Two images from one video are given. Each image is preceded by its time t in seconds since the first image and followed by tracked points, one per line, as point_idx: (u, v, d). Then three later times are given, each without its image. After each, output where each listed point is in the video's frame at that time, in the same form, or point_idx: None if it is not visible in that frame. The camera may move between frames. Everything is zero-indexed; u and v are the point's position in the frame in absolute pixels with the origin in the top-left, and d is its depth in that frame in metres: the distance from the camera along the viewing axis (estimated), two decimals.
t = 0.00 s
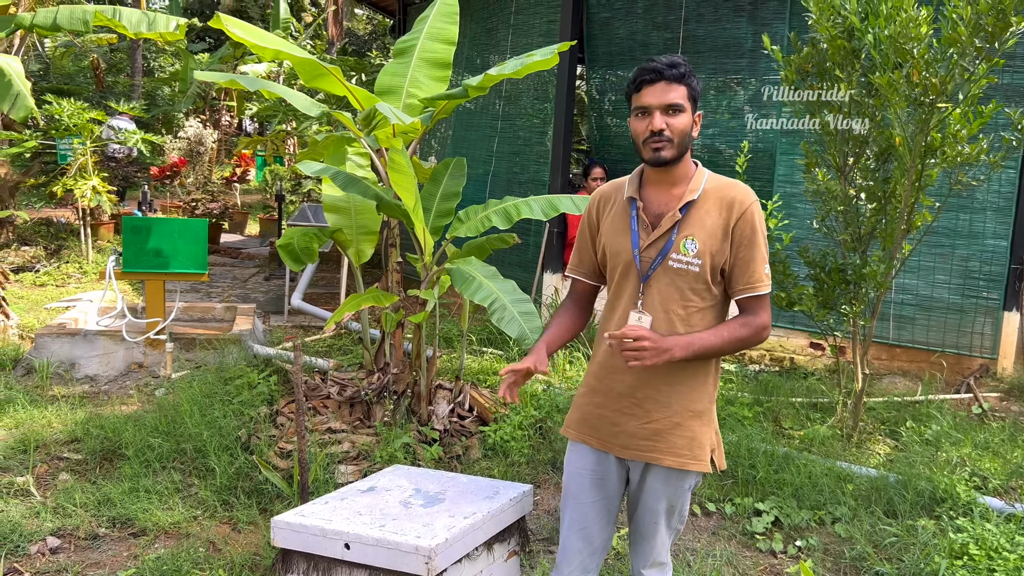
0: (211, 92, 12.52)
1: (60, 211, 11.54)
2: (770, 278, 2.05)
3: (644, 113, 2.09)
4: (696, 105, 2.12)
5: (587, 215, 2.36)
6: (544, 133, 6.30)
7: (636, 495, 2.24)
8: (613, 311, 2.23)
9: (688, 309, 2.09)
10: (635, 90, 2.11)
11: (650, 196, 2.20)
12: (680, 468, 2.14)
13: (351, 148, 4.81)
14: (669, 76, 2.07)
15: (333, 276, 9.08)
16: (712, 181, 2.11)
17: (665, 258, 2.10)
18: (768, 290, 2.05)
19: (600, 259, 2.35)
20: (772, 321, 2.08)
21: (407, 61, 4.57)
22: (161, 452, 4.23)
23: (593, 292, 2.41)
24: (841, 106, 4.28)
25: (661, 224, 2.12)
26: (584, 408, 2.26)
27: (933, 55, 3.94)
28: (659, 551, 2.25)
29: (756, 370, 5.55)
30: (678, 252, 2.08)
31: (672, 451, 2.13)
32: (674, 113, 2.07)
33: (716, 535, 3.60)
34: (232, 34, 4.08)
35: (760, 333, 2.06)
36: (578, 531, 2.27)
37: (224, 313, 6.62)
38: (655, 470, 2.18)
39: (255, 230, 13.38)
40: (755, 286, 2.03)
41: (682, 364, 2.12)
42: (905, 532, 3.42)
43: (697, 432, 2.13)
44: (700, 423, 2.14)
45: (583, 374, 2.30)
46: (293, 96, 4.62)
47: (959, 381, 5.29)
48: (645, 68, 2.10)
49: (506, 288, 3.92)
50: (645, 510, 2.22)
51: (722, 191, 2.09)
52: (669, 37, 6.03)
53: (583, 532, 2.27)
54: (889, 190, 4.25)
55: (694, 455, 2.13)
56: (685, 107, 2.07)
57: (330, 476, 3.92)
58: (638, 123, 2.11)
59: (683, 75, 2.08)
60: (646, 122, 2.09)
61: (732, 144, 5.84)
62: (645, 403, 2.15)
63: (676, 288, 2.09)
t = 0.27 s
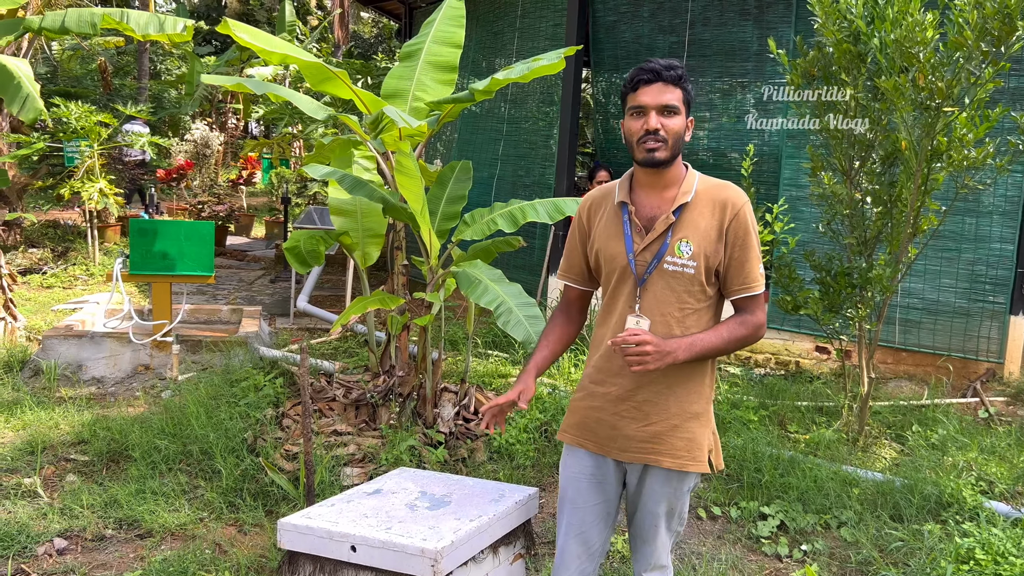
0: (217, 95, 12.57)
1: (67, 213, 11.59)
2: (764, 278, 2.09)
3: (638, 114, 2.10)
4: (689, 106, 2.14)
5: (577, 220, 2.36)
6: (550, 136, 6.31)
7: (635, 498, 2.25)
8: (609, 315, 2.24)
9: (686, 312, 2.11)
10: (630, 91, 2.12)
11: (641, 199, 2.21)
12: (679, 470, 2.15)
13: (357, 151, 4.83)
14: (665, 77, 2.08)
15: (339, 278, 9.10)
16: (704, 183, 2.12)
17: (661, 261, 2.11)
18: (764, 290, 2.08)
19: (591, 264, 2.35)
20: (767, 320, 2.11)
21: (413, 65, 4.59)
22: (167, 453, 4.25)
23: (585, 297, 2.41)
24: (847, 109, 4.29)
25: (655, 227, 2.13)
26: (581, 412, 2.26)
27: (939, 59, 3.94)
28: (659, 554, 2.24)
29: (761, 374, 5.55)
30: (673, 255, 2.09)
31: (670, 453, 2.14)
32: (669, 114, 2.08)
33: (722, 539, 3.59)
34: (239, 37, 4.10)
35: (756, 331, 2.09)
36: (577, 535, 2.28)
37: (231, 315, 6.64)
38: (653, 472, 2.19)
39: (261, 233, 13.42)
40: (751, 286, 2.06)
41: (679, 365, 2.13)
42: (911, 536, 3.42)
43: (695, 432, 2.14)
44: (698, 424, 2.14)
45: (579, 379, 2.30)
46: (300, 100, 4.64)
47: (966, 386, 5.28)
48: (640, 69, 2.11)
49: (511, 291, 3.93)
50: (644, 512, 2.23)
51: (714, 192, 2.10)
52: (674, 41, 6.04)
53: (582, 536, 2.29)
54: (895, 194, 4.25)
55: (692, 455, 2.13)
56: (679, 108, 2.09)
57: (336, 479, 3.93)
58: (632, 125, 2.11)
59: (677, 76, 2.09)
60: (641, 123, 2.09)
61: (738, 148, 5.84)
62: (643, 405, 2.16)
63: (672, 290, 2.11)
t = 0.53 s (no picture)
0: (223, 96, 12.60)
1: (73, 213, 11.63)
2: (752, 278, 2.13)
3: (631, 113, 2.12)
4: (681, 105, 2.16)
5: (568, 218, 2.38)
6: (554, 137, 6.31)
7: (627, 498, 2.26)
8: (599, 313, 2.26)
9: (676, 310, 2.14)
10: (623, 90, 2.14)
11: (633, 197, 2.23)
12: (671, 470, 2.16)
13: (362, 151, 4.84)
14: (657, 76, 2.10)
15: (344, 279, 9.11)
16: (695, 183, 2.15)
17: (652, 260, 2.14)
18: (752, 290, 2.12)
19: (581, 262, 2.37)
20: (755, 319, 2.15)
21: (418, 66, 4.60)
22: (172, 453, 4.26)
23: (578, 297, 2.42)
24: (853, 111, 4.28)
25: (646, 226, 2.15)
26: (571, 411, 2.27)
27: (946, 60, 3.93)
28: (653, 554, 2.25)
29: (766, 376, 5.54)
30: (665, 254, 2.12)
31: (662, 453, 2.15)
32: (662, 113, 2.11)
33: (726, 540, 3.59)
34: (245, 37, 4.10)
35: (744, 331, 2.13)
36: (570, 535, 2.29)
37: (236, 315, 6.65)
38: (645, 472, 2.20)
39: (266, 233, 13.44)
40: (739, 285, 2.10)
41: (669, 365, 2.14)
42: (915, 538, 3.41)
43: (685, 432, 2.15)
44: (688, 423, 2.16)
45: (569, 379, 2.31)
46: (305, 100, 4.65)
47: (971, 388, 5.27)
48: (634, 67, 2.13)
49: (515, 292, 3.93)
50: (637, 513, 2.24)
51: (705, 192, 2.13)
52: (679, 41, 6.04)
53: (575, 537, 2.29)
54: (900, 195, 4.24)
55: (684, 455, 2.15)
56: (671, 107, 2.11)
57: (340, 478, 3.93)
58: (624, 123, 2.13)
59: (670, 75, 2.12)
60: (633, 121, 2.12)
61: (743, 149, 5.84)
62: (634, 405, 2.17)
63: (662, 289, 2.14)
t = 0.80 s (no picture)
0: (226, 94, 12.61)
1: (77, 211, 11.66)
2: (746, 278, 2.15)
3: (631, 109, 2.12)
4: (680, 104, 2.17)
5: (561, 213, 2.35)
6: (558, 136, 6.31)
7: (623, 498, 2.26)
8: (594, 310, 2.25)
9: (672, 309, 2.15)
10: (623, 86, 2.14)
11: (629, 195, 2.22)
12: (667, 468, 2.16)
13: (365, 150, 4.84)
14: (658, 73, 2.11)
15: (347, 277, 9.12)
16: (692, 182, 2.16)
17: (650, 258, 2.15)
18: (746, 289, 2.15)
19: (573, 258, 2.34)
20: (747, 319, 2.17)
21: (421, 64, 4.60)
22: (175, 450, 4.26)
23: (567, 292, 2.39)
24: (857, 109, 4.27)
25: (645, 223, 2.15)
26: (565, 410, 2.27)
27: (950, 59, 3.92)
28: (650, 553, 2.26)
29: (769, 375, 5.53)
30: (662, 251, 2.13)
31: (658, 451, 2.15)
32: (661, 111, 2.11)
33: (728, 539, 3.58)
34: (248, 35, 4.10)
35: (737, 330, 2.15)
36: (568, 535, 2.28)
37: (239, 313, 6.65)
38: (641, 471, 2.19)
39: (269, 231, 13.46)
40: (733, 285, 2.12)
41: (664, 363, 2.15)
42: (918, 538, 3.40)
43: (680, 431, 2.16)
44: (683, 422, 2.17)
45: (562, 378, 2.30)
46: (308, 98, 4.64)
47: (975, 388, 5.26)
48: (634, 63, 2.13)
49: (518, 290, 3.93)
50: (633, 513, 2.24)
51: (702, 191, 2.15)
52: (683, 40, 6.03)
53: (572, 536, 2.29)
54: (905, 195, 4.22)
55: (679, 454, 2.16)
56: (671, 105, 2.12)
57: (343, 476, 3.93)
58: (624, 120, 2.13)
59: (669, 73, 2.12)
60: (633, 118, 2.12)
61: (747, 148, 5.83)
62: (629, 404, 2.17)
63: (659, 286, 2.15)
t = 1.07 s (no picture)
0: (229, 92, 12.62)
1: (80, 209, 11.68)
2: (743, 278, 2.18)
3: (634, 105, 2.12)
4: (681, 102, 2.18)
5: (557, 207, 2.31)
6: (560, 134, 6.31)
7: (622, 496, 2.26)
8: (591, 307, 2.23)
9: (672, 308, 2.16)
10: (625, 83, 2.14)
11: (629, 192, 2.21)
12: (666, 466, 2.18)
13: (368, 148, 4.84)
14: (662, 70, 2.12)
15: (349, 275, 9.12)
16: (692, 181, 2.17)
17: (650, 257, 2.14)
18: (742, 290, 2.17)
19: (567, 253, 2.31)
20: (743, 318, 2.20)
21: (424, 62, 4.60)
22: (178, 448, 4.27)
23: (556, 288, 2.34)
24: (859, 108, 4.26)
25: (646, 222, 2.15)
26: (564, 409, 2.26)
27: (954, 57, 3.91)
28: (650, 550, 2.28)
29: (771, 373, 5.53)
30: (663, 250, 2.13)
31: (657, 449, 2.17)
32: (664, 108, 2.11)
33: (730, 537, 3.59)
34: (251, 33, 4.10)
35: (733, 330, 2.17)
36: (569, 533, 2.28)
37: (241, 311, 6.66)
38: (640, 469, 2.20)
39: (272, 229, 13.46)
40: (732, 285, 2.14)
41: (663, 362, 2.17)
42: (920, 536, 3.40)
43: (678, 429, 2.18)
44: (681, 420, 2.19)
45: (560, 377, 2.29)
46: (311, 96, 4.65)
47: (978, 386, 5.26)
48: (637, 60, 2.14)
49: (520, 289, 3.93)
50: (634, 511, 2.24)
51: (702, 190, 2.17)
52: (686, 38, 6.03)
53: (573, 534, 2.29)
54: (907, 192, 4.21)
55: (677, 452, 2.18)
56: (673, 103, 2.12)
57: (345, 474, 3.94)
58: (626, 116, 2.13)
59: (672, 72, 2.13)
60: (635, 115, 2.12)
61: (749, 147, 5.83)
62: (629, 402, 2.17)
63: (659, 285, 2.15)
